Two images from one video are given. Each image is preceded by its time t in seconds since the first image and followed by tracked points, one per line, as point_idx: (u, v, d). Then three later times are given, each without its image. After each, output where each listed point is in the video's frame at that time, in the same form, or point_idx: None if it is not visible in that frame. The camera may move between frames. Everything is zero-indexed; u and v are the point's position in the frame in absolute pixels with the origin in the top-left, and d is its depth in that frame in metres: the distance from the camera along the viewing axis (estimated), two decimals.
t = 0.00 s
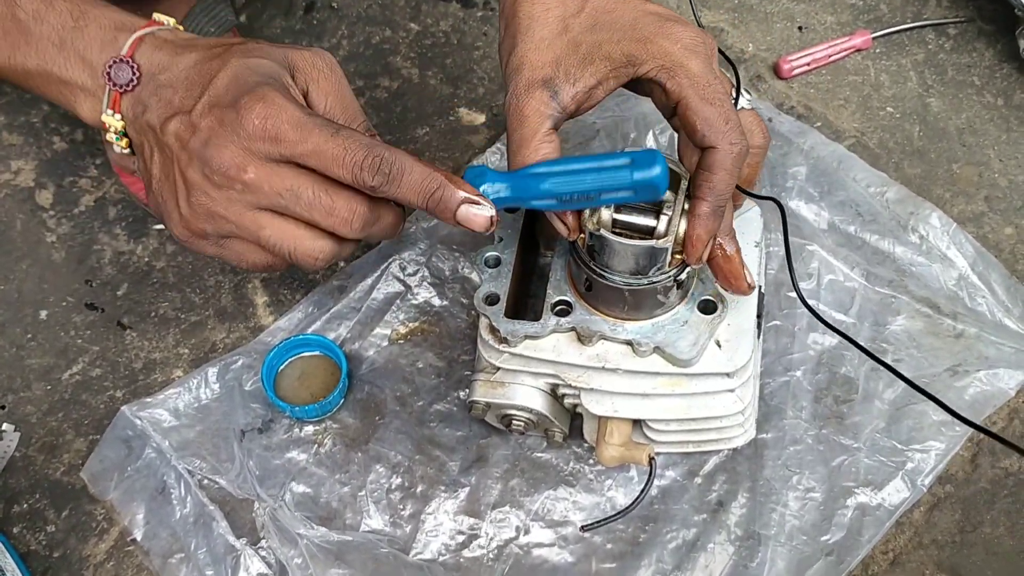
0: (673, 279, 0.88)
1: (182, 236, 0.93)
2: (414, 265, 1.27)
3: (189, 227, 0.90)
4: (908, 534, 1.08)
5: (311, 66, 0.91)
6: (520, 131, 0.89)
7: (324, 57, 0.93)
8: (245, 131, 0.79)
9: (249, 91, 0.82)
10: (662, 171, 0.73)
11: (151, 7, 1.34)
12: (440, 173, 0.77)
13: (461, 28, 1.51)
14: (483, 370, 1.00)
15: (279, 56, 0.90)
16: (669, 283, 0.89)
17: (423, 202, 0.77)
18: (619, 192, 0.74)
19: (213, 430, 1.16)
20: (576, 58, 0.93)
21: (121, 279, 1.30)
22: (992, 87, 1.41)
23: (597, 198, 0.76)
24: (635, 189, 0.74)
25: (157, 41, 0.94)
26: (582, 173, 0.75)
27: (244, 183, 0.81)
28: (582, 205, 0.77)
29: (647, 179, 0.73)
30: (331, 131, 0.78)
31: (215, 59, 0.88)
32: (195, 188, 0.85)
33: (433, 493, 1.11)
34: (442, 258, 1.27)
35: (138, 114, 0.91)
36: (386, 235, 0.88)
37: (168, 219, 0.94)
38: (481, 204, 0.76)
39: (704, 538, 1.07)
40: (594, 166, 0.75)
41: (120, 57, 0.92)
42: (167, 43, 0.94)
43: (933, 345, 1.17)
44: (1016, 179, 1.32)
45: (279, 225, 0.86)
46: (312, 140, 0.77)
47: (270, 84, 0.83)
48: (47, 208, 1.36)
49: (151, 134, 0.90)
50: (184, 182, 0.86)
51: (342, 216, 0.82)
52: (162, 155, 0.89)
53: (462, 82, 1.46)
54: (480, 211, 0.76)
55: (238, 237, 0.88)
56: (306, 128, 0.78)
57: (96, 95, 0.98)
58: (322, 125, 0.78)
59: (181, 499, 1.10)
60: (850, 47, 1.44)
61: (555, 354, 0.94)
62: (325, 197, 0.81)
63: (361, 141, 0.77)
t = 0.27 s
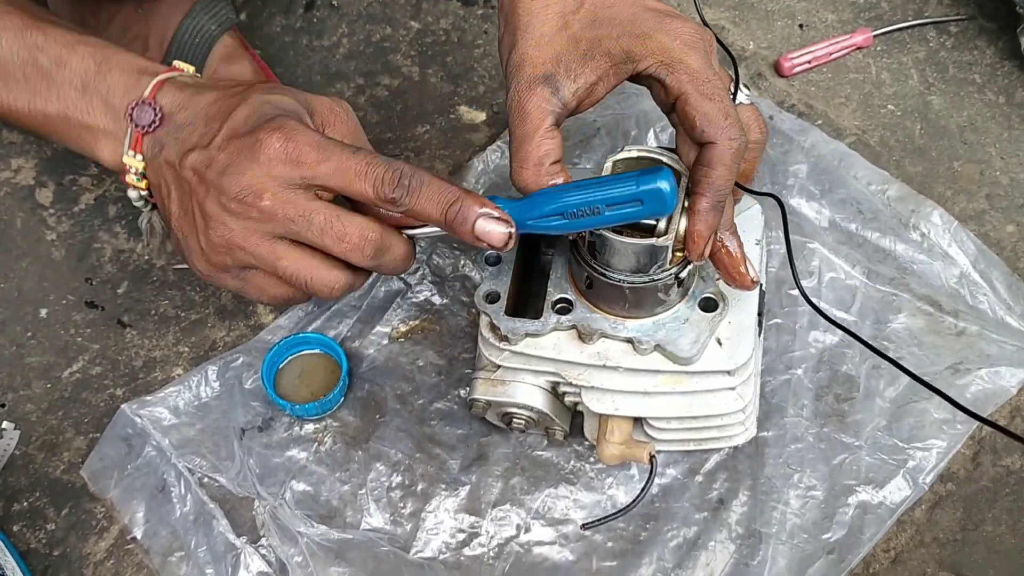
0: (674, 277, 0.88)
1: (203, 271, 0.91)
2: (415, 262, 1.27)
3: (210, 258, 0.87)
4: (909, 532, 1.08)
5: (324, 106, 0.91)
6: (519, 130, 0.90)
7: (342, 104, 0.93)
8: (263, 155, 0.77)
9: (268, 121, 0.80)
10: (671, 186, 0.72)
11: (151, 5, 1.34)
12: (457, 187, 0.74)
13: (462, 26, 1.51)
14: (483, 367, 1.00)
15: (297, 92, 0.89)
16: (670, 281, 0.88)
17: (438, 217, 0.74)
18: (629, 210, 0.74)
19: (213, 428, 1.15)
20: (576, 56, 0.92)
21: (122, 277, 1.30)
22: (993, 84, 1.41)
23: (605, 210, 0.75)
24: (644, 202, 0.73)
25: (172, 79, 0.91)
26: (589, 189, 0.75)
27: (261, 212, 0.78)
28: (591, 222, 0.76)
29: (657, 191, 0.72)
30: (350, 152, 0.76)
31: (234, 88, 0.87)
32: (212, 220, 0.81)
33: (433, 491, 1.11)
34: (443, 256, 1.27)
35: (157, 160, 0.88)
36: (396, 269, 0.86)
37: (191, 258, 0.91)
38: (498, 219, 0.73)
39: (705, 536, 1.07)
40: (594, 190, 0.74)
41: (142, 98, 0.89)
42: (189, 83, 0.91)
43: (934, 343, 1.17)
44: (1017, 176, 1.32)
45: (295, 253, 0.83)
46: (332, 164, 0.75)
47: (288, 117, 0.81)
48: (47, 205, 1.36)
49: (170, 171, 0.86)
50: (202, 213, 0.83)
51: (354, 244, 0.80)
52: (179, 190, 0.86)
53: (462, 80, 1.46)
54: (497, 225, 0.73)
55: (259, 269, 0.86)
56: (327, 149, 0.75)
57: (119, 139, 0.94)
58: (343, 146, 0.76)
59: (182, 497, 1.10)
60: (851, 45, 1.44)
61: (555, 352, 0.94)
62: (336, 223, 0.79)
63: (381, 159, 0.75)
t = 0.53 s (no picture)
0: (677, 276, 0.88)
1: (218, 264, 0.92)
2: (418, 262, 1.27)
3: (224, 249, 0.89)
4: (912, 531, 1.08)
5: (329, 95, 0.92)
6: (534, 119, 0.90)
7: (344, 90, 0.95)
8: (279, 146, 0.78)
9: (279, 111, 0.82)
10: (686, 164, 0.76)
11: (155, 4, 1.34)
12: (472, 166, 0.75)
13: (465, 25, 1.51)
14: (487, 367, 1.00)
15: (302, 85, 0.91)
16: (673, 280, 0.89)
17: (454, 198, 0.75)
18: (645, 177, 0.77)
19: (217, 427, 1.16)
20: (588, 47, 0.93)
21: (125, 277, 1.30)
22: (996, 84, 1.41)
23: (619, 180, 0.77)
24: (658, 171, 0.76)
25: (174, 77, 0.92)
26: (600, 168, 0.78)
27: (278, 198, 0.80)
28: (605, 196, 0.78)
29: (669, 164, 0.76)
30: (366, 137, 0.78)
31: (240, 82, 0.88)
32: (229, 211, 0.83)
33: (437, 491, 1.11)
34: (446, 256, 1.27)
35: (165, 157, 0.88)
36: (409, 256, 0.87)
37: (203, 251, 0.92)
38: (513, 194, 0.73)
39: (708, 535, 1.07)
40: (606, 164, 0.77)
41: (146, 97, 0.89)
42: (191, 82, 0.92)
43: (937, 343, 1.17)
44: (1021, 176, 1.32)
45: (309, 243, 0.84)
46: (349, 149, 0.78)
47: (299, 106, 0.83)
48: (50, 205, 1.36)
49: (181, 170, 0.87)
50: (217, 206, 0.84)
51: (370, 228, 0.81)
52: (188, 186, 0.87)
53: (465, 79, 1.46)
54: (512, 199, 0.73)
55: (272, 257, 0.87)
56: (346, 136, 0.78)
57: (121, 136, 0.93)
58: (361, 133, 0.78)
59: (185, 497, 1.10)
60: (854, 44, 1.44)
61: (559, 352, 0.94)
62: (356, 209, 0.80)
63: (400, 147, 0.77)
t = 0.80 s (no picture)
0: (678, 276, 0.88)
1: (220, 247, 0.89)
2: (420, 262, 1.27)
3: (229, 234, 0.86)
4: (914, 532, 1.08)
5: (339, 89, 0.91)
6: (542, 118, 0.89)
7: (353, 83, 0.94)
8: (288, 128, 0.77)
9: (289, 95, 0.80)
10: (695, 164, 0.76)
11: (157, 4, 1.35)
12: (480, 158, 0.76)
13: (467, 25, 1.51)
14: (489, 367, 1.00)
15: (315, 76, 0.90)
16: (674, 281, 0.89)
17: (464, 186, 0.75)
18: (653, 176, 0.77)
19: (219, 427, 1.16)
20: (597, 46, 0.93)
21: (127, 277, 1.31)
22: (998, 84, 1.41)
23: (629, 178, 0.77)
24: (668, 170, 0.76)
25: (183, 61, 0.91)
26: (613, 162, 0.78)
27: (286, 183, 0.77)
28: (616, 192, 0.77)
29: (678, 163, 0.76)
30: (377, 126, 0.77)
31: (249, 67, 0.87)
32: (235, 193, 0.81)
33: (439, 491, 1.11)
34: (448, 256, 1.27)
35: (172, 137, 0.87)
36: (417, 244, 0.84)
37: (205, 236, 0.90)
38: (522, 187, 0.75)
39: (710, 536, 1.07)
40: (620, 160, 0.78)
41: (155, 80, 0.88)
42: (201, 68, 0.90)
43: (939, 343, 1.17)
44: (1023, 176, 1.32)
45: (313, 226, 0.81)
46: (359, 136, 0.76)
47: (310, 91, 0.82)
48: (53, 205, 1.36)
49: (187, 153, 0.85)
50: (224, 188, 0.82)
51: (377, 217, 0.79)
52: (196, 170, 0.85)
53: (468, 79, 1.46)
54: (521, 193, 0.74)
55: (274, 239, 0.84)
56: (355, 123, 0.77)
57: (131, 120, 0.91)
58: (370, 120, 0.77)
59: (188, 497, 1.10)
60: (856, 44, 1.44)
61: (561, 352, 0.94)
62: (361, 197, 0.78)
63: (411, 138, 0.76)
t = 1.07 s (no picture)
0: (679, 275, 0.88)
1: (222, 232, 0.87)
2: (420, 261, 1.27)
3: (229, 219, 0.85)
4: (915, 531, 1.08)
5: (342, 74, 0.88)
6: (556, 108, 0.89)
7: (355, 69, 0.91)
8: (285, 114, 0.75)
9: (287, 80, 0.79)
10: (698, 147, 0.72)
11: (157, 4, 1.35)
12: (482, 142, 0.72)
13: (467, 25, 1.51)
14: (489, 366, 1.00)
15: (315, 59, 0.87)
16: (675, 280, 0.89)
17: (464, 172, 0.72)
18: (657, 158, 0.72)
19: (219, 426, 1.16)
20: (610, 38, 0.93)
21: (128, 276, 1.31)
22: (999, 83, 1.41)
23: (631, 161, 0.73)
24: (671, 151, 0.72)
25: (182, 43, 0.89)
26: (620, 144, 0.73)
27: (284, 171, 0.76)
28: (618, 175, 0.73)
29: (682, 147, 0.72)
30: (374, 109, 0.75)
31: (249, 50, 0.85)
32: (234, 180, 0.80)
33: (439, 490, 1.11)
34: (448, 255, 1.27)
35: (170, 120, 0.85)
36: (416, 231, 0.84)
37: (204, 221, 0.89)
38: (523, 170, 0.71)
39: (710, 535, 1.07)
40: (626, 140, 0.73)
41: (154, 63, 0.87)
42: (200, 48, 0.89)
43: (940, 342, 1.17)
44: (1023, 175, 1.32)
45: (314, 215, 0.81)
46: (356, 122, 0.74)
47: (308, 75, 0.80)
48: (53, 204, 1.36)
49: (186, 138, 0.84)
50: (223, 175, 0.81)
51: (376, 205, 0.78)
52: (194, 154, 0.84)
53: (468, 78, 1.45)
54: (523, 176, 0.71)
55: (274, 225, 0.83)
56: (353, 109, 0.74)
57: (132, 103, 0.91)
58: (369, 105, 0.75)
59: (188, 496, 1.10)
60: (857, 43, 1.44)
61: (561, 351, 0.94)
62: (360, 185, 0.77)
63: (407, 119, 0.74)
